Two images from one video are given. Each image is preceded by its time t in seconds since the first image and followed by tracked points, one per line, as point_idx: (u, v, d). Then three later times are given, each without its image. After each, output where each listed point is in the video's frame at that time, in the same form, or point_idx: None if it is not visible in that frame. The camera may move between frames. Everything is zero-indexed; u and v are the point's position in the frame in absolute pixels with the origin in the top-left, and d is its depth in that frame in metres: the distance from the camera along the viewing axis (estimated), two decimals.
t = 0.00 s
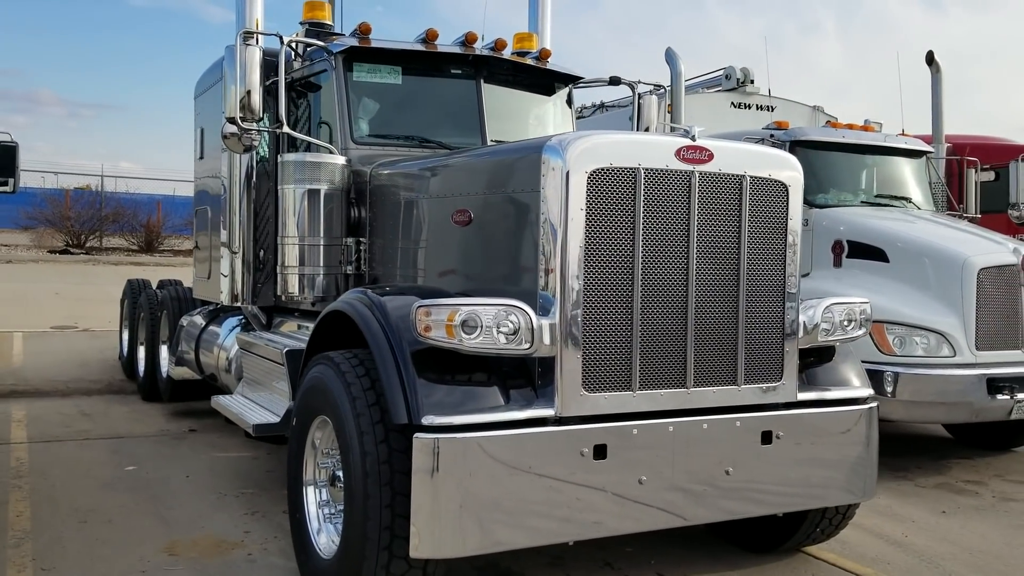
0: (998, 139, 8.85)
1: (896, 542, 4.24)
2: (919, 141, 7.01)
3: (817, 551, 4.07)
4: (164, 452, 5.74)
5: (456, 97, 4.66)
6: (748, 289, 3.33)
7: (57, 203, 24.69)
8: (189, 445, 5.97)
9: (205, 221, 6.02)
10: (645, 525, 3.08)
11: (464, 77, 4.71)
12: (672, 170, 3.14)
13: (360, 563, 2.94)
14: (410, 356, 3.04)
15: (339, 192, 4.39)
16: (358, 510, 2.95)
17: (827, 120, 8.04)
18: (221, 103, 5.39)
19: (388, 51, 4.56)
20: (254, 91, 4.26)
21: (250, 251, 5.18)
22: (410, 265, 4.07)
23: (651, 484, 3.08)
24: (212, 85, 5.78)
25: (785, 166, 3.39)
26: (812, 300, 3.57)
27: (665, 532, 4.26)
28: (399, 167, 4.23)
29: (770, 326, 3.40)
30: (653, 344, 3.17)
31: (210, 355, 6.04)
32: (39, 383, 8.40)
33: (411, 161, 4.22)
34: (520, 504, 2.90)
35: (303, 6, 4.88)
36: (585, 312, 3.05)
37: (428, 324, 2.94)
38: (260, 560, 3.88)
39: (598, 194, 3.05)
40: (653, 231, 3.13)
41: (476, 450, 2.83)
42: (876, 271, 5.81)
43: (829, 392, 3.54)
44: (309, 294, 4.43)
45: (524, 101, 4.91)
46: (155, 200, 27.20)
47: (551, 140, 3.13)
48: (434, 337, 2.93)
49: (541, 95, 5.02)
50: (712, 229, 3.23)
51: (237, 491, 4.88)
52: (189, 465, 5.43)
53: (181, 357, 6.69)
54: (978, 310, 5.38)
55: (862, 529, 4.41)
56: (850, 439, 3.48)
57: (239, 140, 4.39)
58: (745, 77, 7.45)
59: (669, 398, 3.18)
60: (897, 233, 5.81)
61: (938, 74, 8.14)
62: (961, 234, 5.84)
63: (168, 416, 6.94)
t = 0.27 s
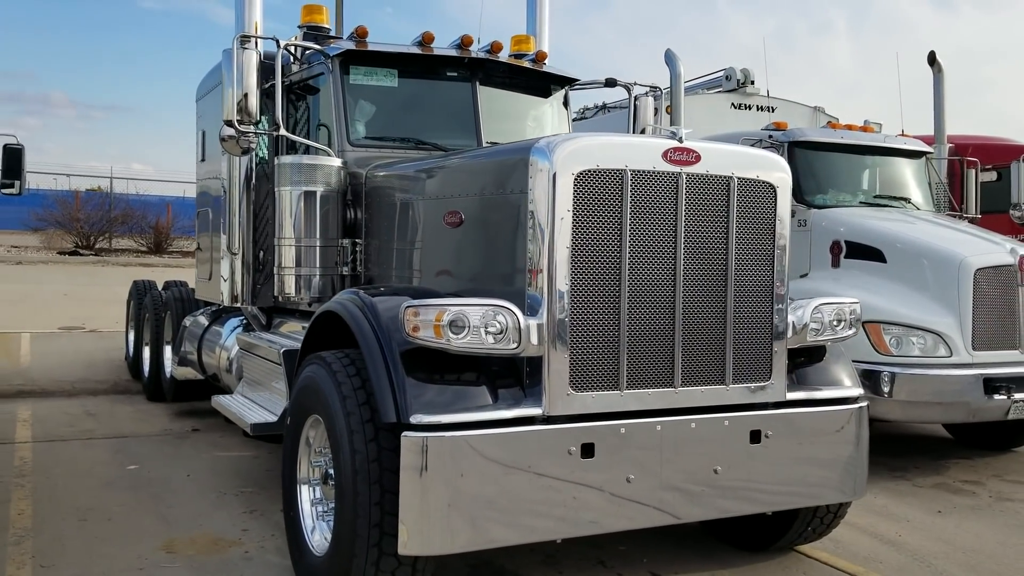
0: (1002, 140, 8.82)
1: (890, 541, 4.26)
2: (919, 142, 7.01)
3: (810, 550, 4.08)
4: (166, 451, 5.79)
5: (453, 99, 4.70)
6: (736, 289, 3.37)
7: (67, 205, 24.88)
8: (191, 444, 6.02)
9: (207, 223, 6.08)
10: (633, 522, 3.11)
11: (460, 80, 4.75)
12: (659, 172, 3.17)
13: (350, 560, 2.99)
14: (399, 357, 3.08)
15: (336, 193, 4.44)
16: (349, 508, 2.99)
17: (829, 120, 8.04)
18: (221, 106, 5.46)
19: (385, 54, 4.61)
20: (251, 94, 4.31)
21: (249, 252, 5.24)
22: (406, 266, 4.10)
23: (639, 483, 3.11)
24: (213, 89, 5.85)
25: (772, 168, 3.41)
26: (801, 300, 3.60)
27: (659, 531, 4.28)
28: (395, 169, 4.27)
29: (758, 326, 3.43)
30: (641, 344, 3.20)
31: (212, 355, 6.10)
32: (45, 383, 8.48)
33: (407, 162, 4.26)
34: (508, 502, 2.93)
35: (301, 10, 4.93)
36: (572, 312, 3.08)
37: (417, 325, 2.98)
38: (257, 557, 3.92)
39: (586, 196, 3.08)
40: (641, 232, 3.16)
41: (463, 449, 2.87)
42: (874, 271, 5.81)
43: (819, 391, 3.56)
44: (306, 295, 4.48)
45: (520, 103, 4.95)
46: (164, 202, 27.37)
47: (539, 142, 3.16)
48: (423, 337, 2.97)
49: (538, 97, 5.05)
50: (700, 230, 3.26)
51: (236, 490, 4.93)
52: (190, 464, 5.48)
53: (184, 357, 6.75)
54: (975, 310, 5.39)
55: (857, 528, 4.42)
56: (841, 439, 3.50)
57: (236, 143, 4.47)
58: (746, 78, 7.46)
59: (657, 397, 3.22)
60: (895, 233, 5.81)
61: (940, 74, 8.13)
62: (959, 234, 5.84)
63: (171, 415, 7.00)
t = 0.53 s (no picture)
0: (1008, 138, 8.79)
1: (891, 539, 4.26)
2: (922, 140, 7.00)
3: (811, 549, 4.09)
4: (173, 453, 5.85)
5: (453, 102, 4.73)
6: (732, 289, 3.38)
7: (78, 210, 25.07)
8: (198, 446, 6.08)
9: (212, 227, 6.14)
10: (630, 521, 3.13)
11: (460, 83, 4.78)
12: (654, 172, 3.19)
13: (350, 559, 3.02)
14: (397, 358, 3.11)
15: (336, 196, 4.48)
16: (348, 508, 3.02)
17: (832, 119, 8.04)
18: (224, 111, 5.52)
19: (385, 57, 4.65)
20: (253, 99, 4.37)
21: (253, 255, 5.29)
22: (407, 268, 4.13)
23: (636, 481, 3.12)
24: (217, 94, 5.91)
25: (768, 167, 3.43)
26: (799, 299, 3.61)
27: (660, 530, 4.30)
28: (396, 171, 4.29)
29: (755, 325, 3.44)
30: (637, 344, 3.22)
31: (218, 357, 6.15)
32: (55, 386, 8.56)
33: (407, 165, 4.29)
34: (506, 501, 2.95)
35: (302, 15, 4.98)
36: (567, 312, 3.10)
37: (413, 325, 3.00)
38: (260, 557, 3.96)
39: (580, 197, 3.11)
40: (636, 233, 3.18)
41: (460, 448, 2.89)
42: (877, 270, 5.80)
43: (817, 390, 3.57)
44: (307, 296, 4.51)
45: (521, 105, 4.97)
46: (174, 206, 27.53)
47: (534, 144, 3.19)
48: (419, 337, 2.99)
49: (538, 99, 5.08)
50: (696, 230, 3.28)
51: (241, 491, 4.97)
52: (196, 466, 5.53)
53: (191, 359, 6.81)
54: (978, 308, 5.38)
55: (859, 527, 4.42)
56: (840, 437, 3.51)
57: (239, 148, 4.51)
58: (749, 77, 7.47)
59: (654, 396, 3.23)
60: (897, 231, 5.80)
61: (945, 73, 8.11)
62: (962, 232, 5.84)
63: (179, 418, 7.06)
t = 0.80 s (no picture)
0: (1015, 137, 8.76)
1: (895, 539, 4.25)
2: (927, 139, 6.99)
3: (814, 549, 4.09)
4: (178, 454, 5.88)
5: (455, 103, 4.75)
6: (733, 289, 3.39)
7: (87, 212, 25.20)
8: (203, 447, 6.11)
9: (217, 229, 6.17)
10: (631, 520, 3.13)
11: (463, 84, 4.79)
12: (654, 173, 3.20)
13: (351, 559, 3.03)
14: (398, 359, 3.12)
15: (339, 198, 4.51)
16: (349, 508, 3.03)
17: (837, 119, 8.02)
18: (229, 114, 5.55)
19: (388, 60, 4.67)
20: (256, 101, 4.41)
21: (257, 256, 5.31)
22: (410, 269, 4.14)
23: (637, 481, 3.13)
24: (221, 96, 5.94)
25: (768, 167, 3.43)
26: (800, 299, 3.61)
27: (664, 530, 4.30)
28: (399, 172, 4.30)
29: (756, 325, 3.45)
30: (638, 344, 3.23)
31: (224, 358, 6.18)
32: (63, 387, 8.62)
33: (410, 166, 4.31)
34: (506, 501, 2.96)
35: (305, 17, 5.00)
36: (567, 312, 3.11)
37: (414, 326, 3.01)
38: (264, 557, 3.98)
39: (580, 198, 3.12)
40: (636, 233, 3.19)
41: (461, 448, 2.90)
42: (881, 270, 5.79)
43: (819, 389, 3.57)
44: (311, 298, 4.53)
45: (523, 106, 4.98)
46: (182, 208, 27.65)
47: (534, 145, 3.21)
48: (420, 338, 3.00)
49: (541, 100, 5.09)
50: (696, 230, 3.29)
51: (246, 491, 5.00)
52: (202, 466, 5.56)
53: (196, 360, 6.84)
54: (982, 308, 5.37)
55: (863, 527, 4.41)
56: (842, 437, 3.50)
57: (243, 150, 4.53)
58: (753, 78, 7.46)
59: (655, 396, 3.24)
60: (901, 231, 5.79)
61: (950, 72, 8.09)
62: (966, 232, 5.82)
63: (185, 419, 7.09)
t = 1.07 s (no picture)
0: None
1: (904, 540, 4.24)
2: (935, 140, 6.97)
3: (822, 551, 4.08)
4: (188, 457, 5.91)
5: (462, 106, 4.77)
6: (740, 290, 3.39)
7: (97, 216, 25.34)
8: (213, 449, 6.14)
9: (226, 233, 6.21)
10: (638, 522, 3.14)
11: (470, 87, 4.81)
12: (660, 175, 3.21)
13: (360, 560, 3.05)
14: (405, 361, 3.14)
15: (347, 201, 4.53)
16: (358, 510, 3.05)
17: (845, 120, 8.01)
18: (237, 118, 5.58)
19: (395, 63, 4.69)
20: (264, 105, 4.44)
21: (266, 260, 5.34)
22: (418, 272, 4.16)
23: (645, 483, 3.13)
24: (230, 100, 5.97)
25: (774, 169, 3.44)
26: (807, 301, 3.62)
27: (672, 532, 4.30)
28: (407, 175, 4.33)
29: (763, 327, 3.45)
30: (645, 346, 3.24)
31: (233, 361, 6.21)
32: (74, 391, 8.67)
33: (417, 169, 4.33)
34: (514, 503, 2.97)
35: (313, 22, 5.03)
36: (574, 315, 3.13)
37: (421, 329, 3.02)
38: (273, 559, 4.00)
39: (586, 200, 3.14)
40: (642, 235, 3.20)
41: (468, 450, 2.91)
42: (889, 271, 5.78)
43: (826, 391, 3.57)
44: (320, 301, 4.55)
45: (530, 108, 5.00)
46: (192, 212, 27.77)
47: (541, 149, 3.22)
48: (427, 340, 3.02)
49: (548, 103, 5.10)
50: (702, 232, 3.30)
51: (255, 494, 5.02)
52: (211, 469, 5.59)
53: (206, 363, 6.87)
54: (990, 309, 5.36)
55: (871, 529, 4.41)
56: (850, 438, 3.50)
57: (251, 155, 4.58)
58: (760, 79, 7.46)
59: (662, 398, 3.25)
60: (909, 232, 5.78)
61: (959, 72, 8.06)
62: (974, 232, 5.81)
63: (195, 421, 7.13)
